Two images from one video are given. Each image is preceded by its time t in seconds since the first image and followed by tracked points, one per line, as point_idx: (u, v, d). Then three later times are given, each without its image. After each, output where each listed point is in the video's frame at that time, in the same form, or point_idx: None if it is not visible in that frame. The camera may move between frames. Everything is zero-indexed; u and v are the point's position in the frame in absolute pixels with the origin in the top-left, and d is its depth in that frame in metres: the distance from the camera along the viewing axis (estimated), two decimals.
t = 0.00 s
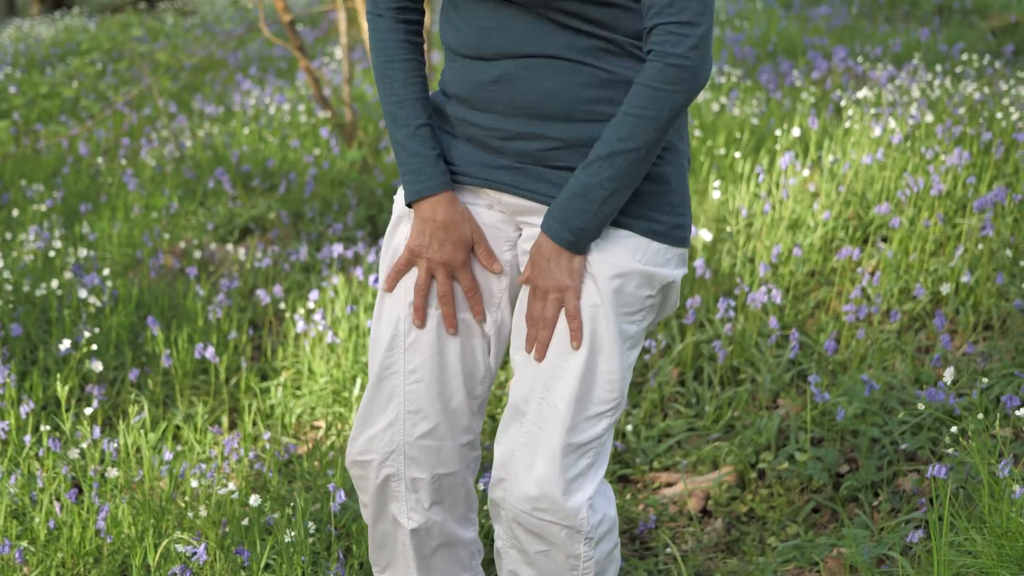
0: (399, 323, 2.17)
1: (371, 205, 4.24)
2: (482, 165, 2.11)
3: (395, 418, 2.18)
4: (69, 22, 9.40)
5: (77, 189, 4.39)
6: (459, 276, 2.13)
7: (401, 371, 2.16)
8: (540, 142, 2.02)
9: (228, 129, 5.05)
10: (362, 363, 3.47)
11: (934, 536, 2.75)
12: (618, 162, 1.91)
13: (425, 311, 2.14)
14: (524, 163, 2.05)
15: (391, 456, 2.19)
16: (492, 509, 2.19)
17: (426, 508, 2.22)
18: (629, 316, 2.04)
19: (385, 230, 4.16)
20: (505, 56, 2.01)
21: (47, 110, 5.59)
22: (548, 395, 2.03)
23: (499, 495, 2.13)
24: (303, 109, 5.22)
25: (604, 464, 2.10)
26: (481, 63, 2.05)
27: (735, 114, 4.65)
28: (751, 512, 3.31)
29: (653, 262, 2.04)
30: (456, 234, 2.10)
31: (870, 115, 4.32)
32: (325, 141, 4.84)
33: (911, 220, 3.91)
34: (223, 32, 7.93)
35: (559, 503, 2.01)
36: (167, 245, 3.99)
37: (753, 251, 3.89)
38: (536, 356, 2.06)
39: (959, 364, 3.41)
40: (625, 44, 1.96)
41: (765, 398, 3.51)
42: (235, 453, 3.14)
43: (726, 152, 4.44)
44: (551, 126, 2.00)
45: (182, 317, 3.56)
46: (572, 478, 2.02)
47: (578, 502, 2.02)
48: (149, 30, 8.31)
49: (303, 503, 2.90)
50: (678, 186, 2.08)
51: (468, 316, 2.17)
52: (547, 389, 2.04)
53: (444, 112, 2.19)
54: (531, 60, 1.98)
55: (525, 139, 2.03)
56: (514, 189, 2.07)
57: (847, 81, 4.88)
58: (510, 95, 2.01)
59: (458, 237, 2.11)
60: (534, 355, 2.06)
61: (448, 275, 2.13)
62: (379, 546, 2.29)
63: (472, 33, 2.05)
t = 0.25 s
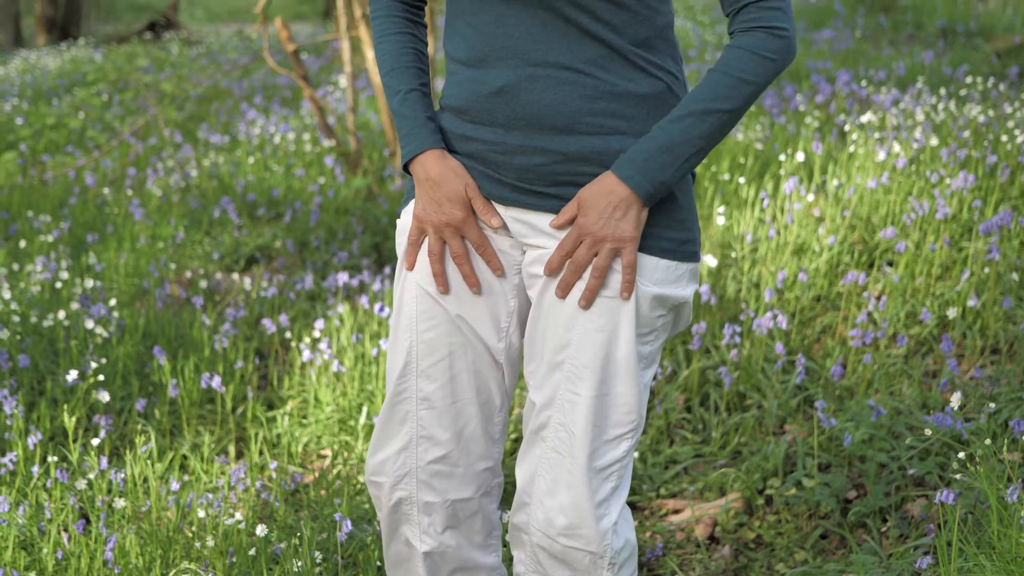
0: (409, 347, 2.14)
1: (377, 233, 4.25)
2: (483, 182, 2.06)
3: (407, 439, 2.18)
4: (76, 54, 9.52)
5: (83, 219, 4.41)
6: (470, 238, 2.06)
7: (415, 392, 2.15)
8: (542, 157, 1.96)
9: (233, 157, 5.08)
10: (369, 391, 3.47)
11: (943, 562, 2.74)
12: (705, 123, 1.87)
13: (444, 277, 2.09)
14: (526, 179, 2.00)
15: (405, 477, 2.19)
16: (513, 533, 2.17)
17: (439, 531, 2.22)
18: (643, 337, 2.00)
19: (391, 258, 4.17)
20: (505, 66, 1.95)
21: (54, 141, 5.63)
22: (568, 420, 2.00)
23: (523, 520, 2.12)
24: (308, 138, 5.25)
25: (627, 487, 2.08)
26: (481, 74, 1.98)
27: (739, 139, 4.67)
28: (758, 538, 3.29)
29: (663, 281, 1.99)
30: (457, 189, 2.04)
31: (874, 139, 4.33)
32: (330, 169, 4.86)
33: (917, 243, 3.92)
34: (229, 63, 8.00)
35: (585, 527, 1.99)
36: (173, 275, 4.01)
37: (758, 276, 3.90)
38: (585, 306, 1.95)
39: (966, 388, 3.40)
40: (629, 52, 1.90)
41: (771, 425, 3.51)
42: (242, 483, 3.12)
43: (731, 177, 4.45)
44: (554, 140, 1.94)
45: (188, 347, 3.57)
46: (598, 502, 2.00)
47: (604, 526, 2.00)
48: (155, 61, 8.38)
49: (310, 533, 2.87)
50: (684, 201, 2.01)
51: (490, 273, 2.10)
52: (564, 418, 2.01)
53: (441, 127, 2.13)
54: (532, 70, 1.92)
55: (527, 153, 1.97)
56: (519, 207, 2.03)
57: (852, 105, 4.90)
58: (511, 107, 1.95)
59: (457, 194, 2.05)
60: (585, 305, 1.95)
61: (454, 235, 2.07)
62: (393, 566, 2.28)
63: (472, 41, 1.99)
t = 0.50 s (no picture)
0: (436, 353, 2.19)
1: (391, 237, 4.27)
2: (505, 178, 2.07)
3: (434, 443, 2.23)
4: (91, 61, 9.58)
5: (98, 224, 4.44)
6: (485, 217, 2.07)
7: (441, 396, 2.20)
8: (562, 150, 1.96)
9: (248, 163, 5.11)
10: (383, 395, 3.50)
11: (958, 564, 2.73)
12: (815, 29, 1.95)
13: (464, 216, 2.10)
14: (547, 173, 2.00)
15: (432, 481, 2.25)
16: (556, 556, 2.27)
17: (464, 534, 2.25)
18: (676, 359, 2.02)
19: (405, 262, 4.18)
20: (525, 58, 1.96)
21: (69, 146, 5.67)
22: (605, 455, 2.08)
23: (566, 547, 2.22)
24: (322, 143, 5.28)
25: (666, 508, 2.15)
26: (501, 66, 2.00)
27: (753, 142, 4.67)
28: (773, 540, 3.29)
29: (692, 278, 1.99)
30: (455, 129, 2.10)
31: (889, 141, 4.32)
32: (345, 173, 4.88)
33: (932, 246, 3.91)
34: (243, 67, 8.04)
35: (627, 553, 2.09)
36: (188, 279, 4.04)
37: (772, 279, 3.90)
38: (659, 236, 1.95)
39: (982, 391, 3.39)
40: (649, 40, 1.90)
41: (786, 427, 3.50)
42: (258, 486, 3.14)
43: (744, 180, 4.45)
44: (574, 132, 1.95)
45: (203, 351, 3.59)
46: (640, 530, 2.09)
47: (646, 552, 2.10)
48: (169, 66, 8.43)
49: (325, 536, 2.88)
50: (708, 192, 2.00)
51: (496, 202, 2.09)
52: (601, 449, 2.09)
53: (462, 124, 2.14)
54: (552, 61, 1.93)
55: (548, 146, 1.97)
56: (540, 203, 2.03)
57: (866, 108, 4.89)
58: (532, 99, 1.96)
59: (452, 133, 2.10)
60: (659, 233, 1.95)
61: (456, 169, 2.11)
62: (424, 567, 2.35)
63: (492, 33, 2.01)
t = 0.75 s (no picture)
0: (457, 369, 2.24)
1: (403, 230, 4.27)
2: (525, 168, 2.06)
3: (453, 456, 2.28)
4: (103, 54, 9.60)
5: (111, 216, 4.45)
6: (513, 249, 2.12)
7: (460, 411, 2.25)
8: (583, 138, 1.97)
9: (259, 156, 5.12)
10: (395, 387, 3.50)
11: (970, 556, 2.72)
12: None
13: (472, 151, 2.15)
14: (568, 162, 2.00)
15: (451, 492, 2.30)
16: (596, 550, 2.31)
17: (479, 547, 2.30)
18: (708, 351, 2.03)
19: (416, 255, 4.19)
20: (545, 44, 1.97)
21: (81, 139, 5.68)
22: (638, 448, 2.11)
23: (606, 539, 2.25)
24: (334, 135, 5.28)
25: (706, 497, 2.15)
26: (521, 55, 2.01)
27: (765, 135, 4.66)
28: (785, 533, 3.29)
29: (715, 265, 1.99)
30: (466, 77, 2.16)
31: (902, 134, 4.31)
32: (356, 166, 4.89)
33: (945, 239, 3.90)
34: (254, 60, 8.05)
35: (666, 542, 2.12)
36: (200, 272, 4.05)
37: (784, 272, 3.89)
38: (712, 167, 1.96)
39: (995, 383, 3.38)
40: (666, 25, 1.91)
41: (798, 420, 3.50)
42: (270, 478, 3.15)
43: (757, 173, 4.44)
44: (595, 120, 1.95)
45: (216, 343, 3.60)
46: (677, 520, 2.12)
47: (684, 540, 2.13)
48: (181, 59, 8.45)
49: (337, 527, 2.88)
50: (730, 179, 1.99)
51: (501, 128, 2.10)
52: (633, 443, 2.12)
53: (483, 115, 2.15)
54: (572, 47, 1.94)
55: (568, 134, 1.98)
56: (561, 193, 2.03)
57: (879, 101, 4.88)
58: (552, 86, 1.97)
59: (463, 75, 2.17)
60: (715, 160, 1.96)
61: (464, 108, 2.16)
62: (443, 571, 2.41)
63: (510, 24, 2.02)
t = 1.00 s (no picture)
0: (464, 365, 2.23)
1: (406, 224, 4.27)
2: (538, 162, 2.05)
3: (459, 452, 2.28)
4: (107, 48, 9.61)
5: (114, 210, 4.46)
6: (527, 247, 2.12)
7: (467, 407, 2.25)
8: (598, 132, 1.96)
9: (263, 150, 5.12)
10: (398, 381, 3.50)
11: (972, 552, 2.72)
12: None
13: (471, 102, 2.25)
14: (582, 155, 2.00)
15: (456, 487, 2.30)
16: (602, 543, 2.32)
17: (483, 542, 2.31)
18: (719, 344, 2.03)
19: (420, 249, 4.18)
20: (558, 37, 1.95)
21: (84, 133, 5.69)
22: (648, 439, 2.12)
23: (612, 530, 2.25)
24: (337, 130, 5.28)
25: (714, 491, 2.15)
26: (533, 47, 1.99)
27: (769, 130, 4.66)
28: (788, 527, 3.29)
29: (727, 258, 1.99)
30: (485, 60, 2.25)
31: (905, 130, 4.31)
32: (360, 160, 4.89)
33: (948, 234, 3.89)
34: (258, 55, 8.05)
35: (672, 535, 2.12)
36: (203, 265, 4.05)
37: (788, 266, 3.89)
38: (750, 153, 2.01)
39: (998, 378, 3.38)
40: (679, 18, 1.91)
41: (802, 415, 3.49)
42: (273, 471, 3.15)
43: (760, 167, 4.44)
44: (609, 113, 1.95)
45: (219, 337, 3.60)
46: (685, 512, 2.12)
47: (691, 532, 2.14)
48: (184, 53, 8.45)
49: (339, 521, 2.88)
50: (744, 171, 1.98)
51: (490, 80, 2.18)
52: (642, 434, 2.13)
53: (490, 107, 2.11)
54: (586, 40, 1.93)
55: (582, 128, 1.97)
56: (574, 186, 2.03)
57: (883, 96, 4.87)
58: (565, 80, 1.96)
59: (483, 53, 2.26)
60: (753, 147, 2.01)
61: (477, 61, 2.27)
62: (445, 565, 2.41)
63: (521, 15, 2.00)
